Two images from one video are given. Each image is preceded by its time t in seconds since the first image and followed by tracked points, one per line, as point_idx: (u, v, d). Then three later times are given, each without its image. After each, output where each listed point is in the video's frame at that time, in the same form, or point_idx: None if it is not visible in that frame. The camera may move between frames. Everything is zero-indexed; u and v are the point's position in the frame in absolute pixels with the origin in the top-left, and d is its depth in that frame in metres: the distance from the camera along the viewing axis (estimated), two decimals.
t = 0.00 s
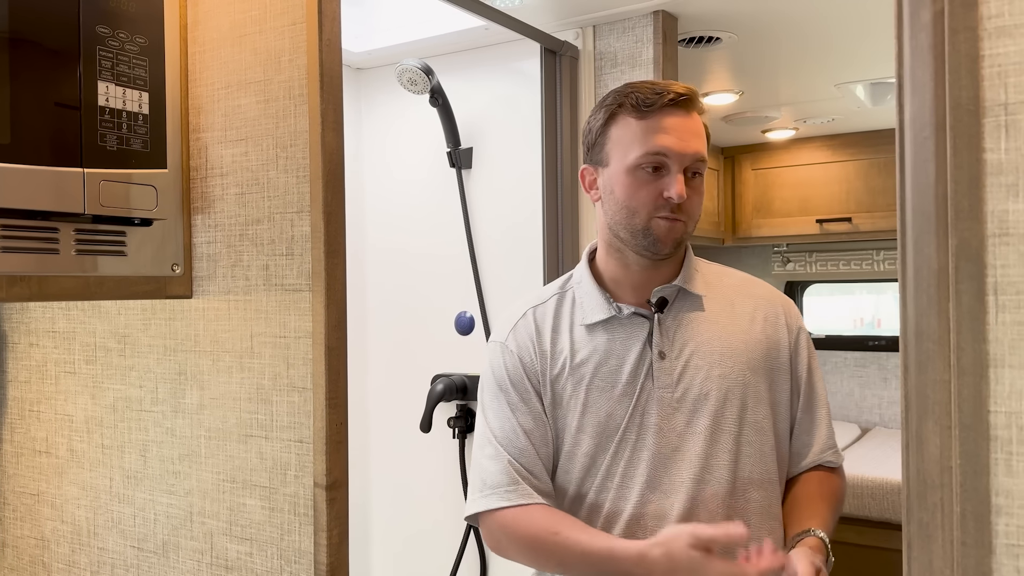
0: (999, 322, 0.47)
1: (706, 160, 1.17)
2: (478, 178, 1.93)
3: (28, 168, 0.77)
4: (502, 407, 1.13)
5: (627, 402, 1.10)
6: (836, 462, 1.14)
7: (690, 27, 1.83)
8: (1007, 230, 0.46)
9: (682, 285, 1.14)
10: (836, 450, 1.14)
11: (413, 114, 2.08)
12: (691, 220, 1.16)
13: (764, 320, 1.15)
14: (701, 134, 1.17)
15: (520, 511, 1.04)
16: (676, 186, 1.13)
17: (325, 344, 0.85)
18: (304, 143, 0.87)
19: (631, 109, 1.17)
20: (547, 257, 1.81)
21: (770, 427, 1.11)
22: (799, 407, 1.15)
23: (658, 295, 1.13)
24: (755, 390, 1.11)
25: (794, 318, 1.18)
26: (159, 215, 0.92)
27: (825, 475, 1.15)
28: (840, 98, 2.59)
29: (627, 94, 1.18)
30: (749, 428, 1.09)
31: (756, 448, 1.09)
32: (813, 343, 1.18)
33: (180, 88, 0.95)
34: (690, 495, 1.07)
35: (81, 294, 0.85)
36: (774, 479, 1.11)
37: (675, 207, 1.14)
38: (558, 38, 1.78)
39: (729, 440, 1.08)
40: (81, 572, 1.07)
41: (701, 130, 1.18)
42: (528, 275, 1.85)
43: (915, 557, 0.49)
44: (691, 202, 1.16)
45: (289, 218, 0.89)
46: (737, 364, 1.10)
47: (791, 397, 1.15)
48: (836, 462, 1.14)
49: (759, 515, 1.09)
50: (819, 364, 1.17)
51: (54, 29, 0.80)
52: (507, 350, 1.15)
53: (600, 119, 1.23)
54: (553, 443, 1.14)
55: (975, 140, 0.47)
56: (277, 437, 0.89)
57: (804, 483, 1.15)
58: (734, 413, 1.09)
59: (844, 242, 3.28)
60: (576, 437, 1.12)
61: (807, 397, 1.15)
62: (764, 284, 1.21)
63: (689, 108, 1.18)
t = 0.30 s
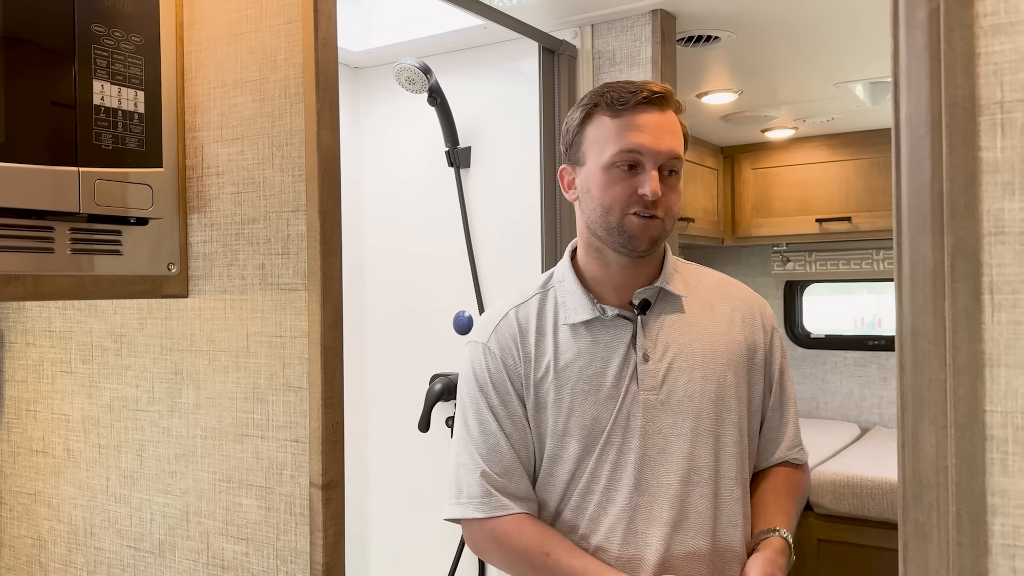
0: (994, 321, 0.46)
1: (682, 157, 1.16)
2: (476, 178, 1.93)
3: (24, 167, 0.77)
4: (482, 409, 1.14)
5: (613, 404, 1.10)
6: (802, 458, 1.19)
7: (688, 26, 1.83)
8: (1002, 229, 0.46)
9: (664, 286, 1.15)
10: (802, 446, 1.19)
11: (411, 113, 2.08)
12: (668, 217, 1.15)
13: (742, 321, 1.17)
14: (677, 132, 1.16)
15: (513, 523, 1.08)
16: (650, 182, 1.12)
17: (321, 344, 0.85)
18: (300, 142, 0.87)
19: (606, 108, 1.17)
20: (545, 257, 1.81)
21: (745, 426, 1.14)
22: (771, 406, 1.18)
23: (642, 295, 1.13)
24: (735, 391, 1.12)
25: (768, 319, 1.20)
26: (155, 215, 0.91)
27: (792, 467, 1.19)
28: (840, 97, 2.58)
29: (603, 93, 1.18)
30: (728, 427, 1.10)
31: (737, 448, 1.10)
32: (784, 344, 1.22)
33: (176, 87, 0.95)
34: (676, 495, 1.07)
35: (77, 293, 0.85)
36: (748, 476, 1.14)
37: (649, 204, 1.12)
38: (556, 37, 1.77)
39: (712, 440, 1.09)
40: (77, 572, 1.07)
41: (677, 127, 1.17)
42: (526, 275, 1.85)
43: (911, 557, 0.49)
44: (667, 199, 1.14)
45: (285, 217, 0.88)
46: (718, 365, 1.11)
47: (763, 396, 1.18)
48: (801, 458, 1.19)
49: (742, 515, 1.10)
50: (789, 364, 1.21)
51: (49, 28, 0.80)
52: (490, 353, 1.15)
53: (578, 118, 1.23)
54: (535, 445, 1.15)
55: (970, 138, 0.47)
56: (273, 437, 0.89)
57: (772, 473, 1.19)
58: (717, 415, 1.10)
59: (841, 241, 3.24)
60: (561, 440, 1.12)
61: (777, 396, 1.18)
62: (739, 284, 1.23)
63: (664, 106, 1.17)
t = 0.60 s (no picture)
0: (999, 319, 0.46)
1: (669, 153, 1.14)
2: (476, 176, 1.92)
3: (23, 164, 0.77)
4: (474, 407, 1.18)
5: (599, 401, 1.10)
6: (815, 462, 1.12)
7: (689, 24, 1.82)
8: (1008, 225, 0.45)
9: (655, 285, 1.13)
10: (812, 448, 1.12)
11: (411, 111, 2.07)
12: (655, 215, 1.13)
13: (740, 318, 1.14)
14: (663, 128, 1.14)
15: (495, 515, 1.11)
16: (634, 178, 1.10)
17: (320, 342, 0.85)
18: (298, 139, 0.86)
19: (593, 108, 1.16)
20: (545, 256, 1.80)
21: (743, 425, 1.11)
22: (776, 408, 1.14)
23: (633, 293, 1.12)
24: (727, 391, 1.10)
25: (774, 318, 1.16)
26: (152, 212, 0.91)
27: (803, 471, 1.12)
28: (841, 95, 2.58)
29: (590, 93, 1.18)
30: (715, 428, 1.08)
31: (728, 447, 1.08)
32: (795, 344, 1.17)
33: (173, 84, 0.94)
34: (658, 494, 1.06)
35: (74, 292, 0.85)
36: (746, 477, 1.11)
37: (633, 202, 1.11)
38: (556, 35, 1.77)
39: (697, 437, 1.07)
40: (75, 572, 1.07)
41: (664, 123, 1.15)
42: (525, 274, 1.85)
43: (915, 557, 0.48)
44: (653, 197, 1.12)
45: (283, 215, 0.88)
46: (707, 363, 1.09)
47: (767, 395, 1.15)
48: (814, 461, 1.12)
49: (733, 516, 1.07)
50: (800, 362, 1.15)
51: (46, 24, 0.79)
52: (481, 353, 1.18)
53: (568, 119, 1.22)
54: (526, 443, 1.17)
55: (975, 134, 0.46)
56: (271, 436, 0.89)
57: (780, 477, 1.13)
58: (705, 413, 1.08)
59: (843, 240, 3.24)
60: (551, 438, 1.13)
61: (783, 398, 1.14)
62: (745, 282, 1.20)
63: (651, 101, 1.15)
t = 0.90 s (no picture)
0: (1001, 319, 0.45)
1: (662, 149, 1.13)
2: (476, 176, 1.92)
3: (20, 165, 0.77)
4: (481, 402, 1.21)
5: (598, 401, 1.10)
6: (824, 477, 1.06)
7: (689, 23, 1.82)
8: (1010, 225, 0.45)
9: (662, 288, 1.12)
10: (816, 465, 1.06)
11: (411, 110, 2.07)
12: (651, 212, 1.12)
13: (749, 324, 1.10)
14: (654, 124, 1.14)
15: (489, 508, 1.15)
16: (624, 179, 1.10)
17: (316, 342, 0.84)
18: (295, 138, 0.86)
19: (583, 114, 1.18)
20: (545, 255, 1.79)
21: (746, 432, 1.08)
22: (785, 418, 1.09)
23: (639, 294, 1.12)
24: (729, 397, 1.07)
25: (789, 325, 1.11)
26: (149, 212, 0.90)
27: (804, 488, 1.07)
28: (842, 95, 2.57)
29: (582, 98, 1.18)
30: (714, 434, 1.06)
31: (726, 453, 1.06)
32: (812, 354, 1.11)
33: (170, 83, 0.94)
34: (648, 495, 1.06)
35: (70, 292, 0.84)
36: (744, 484, 1.08)
37: (626, 201, 1.11)
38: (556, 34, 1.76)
39: (689, 442, 1.05)
40: (72, 573, 1.06)
41: (655, 120, 1.14)
42: (525, 274, 1.84)
43: (915, 560, 0.48)
44: (647, 194, 1.12)
45: (280, 215, 0.87)
46: (707, 368, 1.07)
47: (777, 404, 1.10)
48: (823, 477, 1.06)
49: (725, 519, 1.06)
50: (816, 372, 1.10)
51: (43, 23, 0.79)
52: (489, 348, 1.22)
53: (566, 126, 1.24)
54: (529, 438, 1.19)
55: (977, 133, 0.45)
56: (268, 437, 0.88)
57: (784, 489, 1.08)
58: (700, 419, 1.06)
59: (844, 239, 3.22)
60: (552, 436, 1.14)
61: (793, 407, 1.09)
62: (760, 286, 1.15)
63: (640, 99, 1.14)
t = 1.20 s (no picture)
0: (1003, 316, 0.45)
1: (668, 144, 1.12)
2: (476, 174, 1.91)
3: (19, 162, 0.76)
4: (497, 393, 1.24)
5: (603, 396, 1.10)
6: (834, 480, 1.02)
7: (689, 21, 1.82)
8: (1013, 221, 0.44)
9: (675, 286, 1.11)
10: (826, 462, 1.02)
11: (410, 108, 2.06)
12: (656, 208, 1.11)
13: (761, 325, 1.08)
14: (660, 119, 1.13)
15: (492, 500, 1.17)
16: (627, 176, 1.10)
17: (314, 340, 0.84)
18: (293, 135, 0.85)
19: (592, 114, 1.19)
20: (545, 254, 1.79)
21: (754, 434, 1.06)
22: (799, 422, 1.06)
23: (649, 290, 1.11)
24: (736, 396, 1.05)
25: (804, 326, 1.08)
26: (147, 209, 0.90)
27: (818, 484, 1.02)
28: (843, 93, 2.57)
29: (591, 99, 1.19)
30: (718, 434, 1.04)
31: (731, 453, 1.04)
32: (830, 358, 1.07)
33: (168, 80, 0.93)
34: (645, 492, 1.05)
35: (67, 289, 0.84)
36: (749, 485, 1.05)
37: (629, 198, 1.10)
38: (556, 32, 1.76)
39: (690, 441, 1.04)
40: (70, 572, 1.06)
41: (662, 116, 1.14)
42: (525, 273, 1.84)
43: (917, 559, 0.47)
44: (651, 190, 1.11)
45: (278, 212, 0.87)
46: (714, 366, 1.06)
47: (789, 407, 1.07)
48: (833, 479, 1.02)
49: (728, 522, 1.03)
50: (834, 377, 1.05)
51: (40, 19, 0.78)
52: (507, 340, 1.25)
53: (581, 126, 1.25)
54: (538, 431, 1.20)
55: (979, 128, 0.45)
56: (266, 435, 0.88)
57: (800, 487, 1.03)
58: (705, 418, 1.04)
59: (845, 238, 3.21)
60: (559, 428, 1.14)
61: (807, 411, 1.05)
62: (780, 288, 1.12)
63: (646, 96, 1.14)
